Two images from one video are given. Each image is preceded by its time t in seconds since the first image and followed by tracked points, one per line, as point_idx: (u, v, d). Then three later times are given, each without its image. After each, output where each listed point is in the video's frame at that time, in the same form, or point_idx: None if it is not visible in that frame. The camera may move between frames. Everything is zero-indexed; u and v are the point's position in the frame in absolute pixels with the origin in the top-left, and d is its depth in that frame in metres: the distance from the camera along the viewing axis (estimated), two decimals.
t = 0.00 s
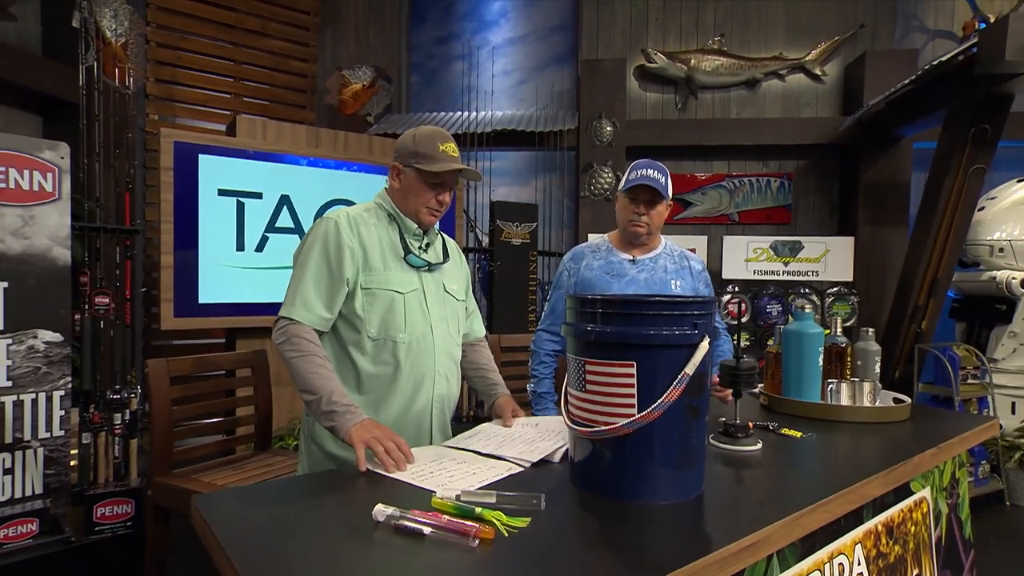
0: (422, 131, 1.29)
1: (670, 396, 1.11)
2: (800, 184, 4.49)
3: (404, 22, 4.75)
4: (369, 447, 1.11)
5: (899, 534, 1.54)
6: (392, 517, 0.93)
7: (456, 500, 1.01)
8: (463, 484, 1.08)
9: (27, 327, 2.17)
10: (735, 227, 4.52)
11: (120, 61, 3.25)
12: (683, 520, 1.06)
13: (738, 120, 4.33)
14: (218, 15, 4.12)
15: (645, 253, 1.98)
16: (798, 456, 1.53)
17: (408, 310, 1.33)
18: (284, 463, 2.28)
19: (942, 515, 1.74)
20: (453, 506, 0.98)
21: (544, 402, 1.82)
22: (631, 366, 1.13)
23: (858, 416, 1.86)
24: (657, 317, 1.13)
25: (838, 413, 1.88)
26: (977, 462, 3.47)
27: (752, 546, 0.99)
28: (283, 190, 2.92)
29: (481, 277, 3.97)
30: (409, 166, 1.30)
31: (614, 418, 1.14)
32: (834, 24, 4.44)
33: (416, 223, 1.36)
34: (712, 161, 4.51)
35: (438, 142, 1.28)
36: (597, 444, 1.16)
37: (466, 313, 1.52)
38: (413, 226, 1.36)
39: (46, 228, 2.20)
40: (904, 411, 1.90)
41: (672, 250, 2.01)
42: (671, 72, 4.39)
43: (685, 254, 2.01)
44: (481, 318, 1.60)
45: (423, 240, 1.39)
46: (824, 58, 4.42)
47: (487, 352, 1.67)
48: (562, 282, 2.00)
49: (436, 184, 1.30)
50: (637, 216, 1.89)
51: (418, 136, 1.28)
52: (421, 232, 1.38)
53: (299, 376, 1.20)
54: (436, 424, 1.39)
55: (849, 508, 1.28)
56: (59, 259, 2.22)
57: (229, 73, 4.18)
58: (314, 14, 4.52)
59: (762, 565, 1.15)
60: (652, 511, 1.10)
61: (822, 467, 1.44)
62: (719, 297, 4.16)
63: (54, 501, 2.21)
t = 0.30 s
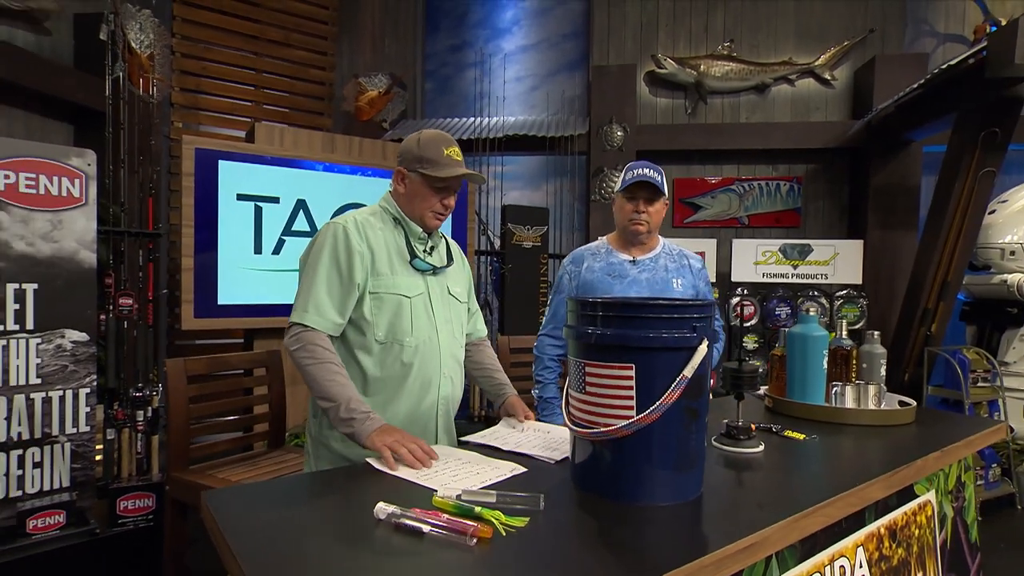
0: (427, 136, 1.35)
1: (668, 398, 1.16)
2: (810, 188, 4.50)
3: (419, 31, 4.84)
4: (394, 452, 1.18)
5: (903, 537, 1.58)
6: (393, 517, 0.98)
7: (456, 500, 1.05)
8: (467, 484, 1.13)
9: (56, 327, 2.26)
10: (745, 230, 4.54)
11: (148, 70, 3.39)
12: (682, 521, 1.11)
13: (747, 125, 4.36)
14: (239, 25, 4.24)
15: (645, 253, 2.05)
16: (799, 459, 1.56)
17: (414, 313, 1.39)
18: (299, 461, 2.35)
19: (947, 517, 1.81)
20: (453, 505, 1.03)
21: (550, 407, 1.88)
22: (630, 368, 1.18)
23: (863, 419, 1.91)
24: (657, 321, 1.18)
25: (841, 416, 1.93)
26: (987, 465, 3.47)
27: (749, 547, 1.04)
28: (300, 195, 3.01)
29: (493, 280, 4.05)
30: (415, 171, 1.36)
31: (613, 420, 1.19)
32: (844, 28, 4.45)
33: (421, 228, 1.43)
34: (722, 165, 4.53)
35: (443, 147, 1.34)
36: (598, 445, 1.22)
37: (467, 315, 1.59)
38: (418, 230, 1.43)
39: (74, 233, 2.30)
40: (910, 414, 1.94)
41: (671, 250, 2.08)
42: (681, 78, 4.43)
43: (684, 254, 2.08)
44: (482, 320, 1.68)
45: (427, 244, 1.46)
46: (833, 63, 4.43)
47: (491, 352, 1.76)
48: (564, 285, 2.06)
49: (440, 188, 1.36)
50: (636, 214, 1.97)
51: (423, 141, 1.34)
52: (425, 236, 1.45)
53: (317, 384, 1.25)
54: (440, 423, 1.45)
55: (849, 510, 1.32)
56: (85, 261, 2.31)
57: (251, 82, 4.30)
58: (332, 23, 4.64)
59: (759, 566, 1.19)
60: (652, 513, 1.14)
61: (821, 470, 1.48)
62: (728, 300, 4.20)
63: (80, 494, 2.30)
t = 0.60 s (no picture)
0: (421, 135, 1.43)
1: (661, 396, 1.21)
2: (820, 188, 4.49)
3: (434, 36, 4.93)
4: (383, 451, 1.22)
5: (904, 536, 1.63)
6: (389, 509, 1.03)
7: (452, 494, 1.10)
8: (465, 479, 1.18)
9: (83, 324, 2.36)
10: (755, 231, 4.54)
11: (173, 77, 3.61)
12: (675, 518, 1.15)
13: (757, 126, 4.37)
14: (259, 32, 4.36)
15: (639, 250, 2.17)
16: (796, 458, 1.59)
17: (409, 310, 1.46)
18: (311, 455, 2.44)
19: (950, 517, 1.88)
20: (448, 499, 1.07)
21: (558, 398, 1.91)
22: (624, 365, 1.23)
23: (867, 418, 1.96)
24: (651, 319, 1.23)
25: (847, 415, 1.98)
26: (998, 466, 3.46)
27: (737, 546, 1.07)
28: (315, 197, 3.10)
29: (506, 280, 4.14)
30: (408, 169, 1.44)
31: (608, 417, 1.25)
32: (856, 28, 4.43)
33: (416, 226, 1.50)
34: (732, 166, 4.54)
35: (437, 146, 1.42)
36: (593, 442, 1.27)
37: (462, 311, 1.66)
38: (413, 228, 1.50)
39: (100, 233, 2.40)
40: (913, 414, 1.99)
41: (665, 248, 2.20)
42: (692, 80, 4.43)
43: (678, 252, 2.20)
44: (476, 315, 1.74)
45: (423, 241, 1.53)
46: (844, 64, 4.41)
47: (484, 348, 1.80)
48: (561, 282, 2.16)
49: (435, 186, 1.44)
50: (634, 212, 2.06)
51: (417, 139, 1.42)
52: (420, 234, 1.52)
53: (307, 382, 1.32)
54: (434, 417, 1.52)
55: (845, 509, 1.35)
56: (111, 261, 2.41)
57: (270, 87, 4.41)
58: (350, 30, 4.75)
59: (753, 564, 1.24)
60: (644, 510, 1.19)
61: (816, 470, 1.51)
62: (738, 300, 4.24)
63: (105, 484, 2.40)
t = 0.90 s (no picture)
0: (389, 129, 1.49)
1: (655, 391, 1.23)
2: (835, 186, 4.46)
3: (450, 39, 4.98)
4: (360, 454, 1.22)
5: (907, 535, 1.66)
6: (383, 502, 1.05)
7: (447, 488, 1.12)
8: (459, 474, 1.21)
9: (111, 321, 2.48)
10: (769, 229, 4.51)
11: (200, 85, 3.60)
12: (669, 514, 1.16)
13: (770, 124, 4.34)
14: (281, 40, 4.51)
15: (643, 247, 2.26)
16: (790, 454, 1.62)
17: (389, 306, 1.51)
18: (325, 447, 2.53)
19: (957, 517, 1.91)
20: (443, 493, 1.09)
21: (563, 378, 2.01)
22: (617, 362, 1.25)
23: (874, 415, 2.01)
24: (645, 316, 1.24)
25: (853, 412, 2.03)
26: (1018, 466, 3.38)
27: (726, 542, 1.06)
28: (331, 199, 3.21)
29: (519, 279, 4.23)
30: (379, 163, 1.49)
31: (604, 413, 1.26)
32: (872, 23, 4.36)
33: (389, 221, 1.56)
34: (746, 164, 4.53)
35: (406, 138, 1.48)
36: (588, 438, 1.28)
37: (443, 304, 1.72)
38: (386, 224, 1.56)
39: (127, 234, 2.52)
40: (919, 411, 2.03)
41: (670, 248, 2.30)
42: (705, 79, 4.42)
43: (682, 252, 2.29)
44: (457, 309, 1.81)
45: (397, 236, 1.59)
46: (859, 61, 4.36)
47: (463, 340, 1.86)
48: (567, 273, 2.23)
49: (407, 179, 1.49)
50: (646, 211, 2.15)
51: (386, 132, 1.48)
52: (394, 229, 1.58)
53: (275, 389, 1.34)
54: (424, 410, 1.57)
55: (844, 506, 1.38)
56: (137, 261, 2.53)
57: (292, 92, 4.55)
58: (369, 36, 4.87)
59: (748, 560, 1.30)
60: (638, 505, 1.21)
61: (809, 465, 1.54)
62: (750, 298, 4.28)
63: (133, 474, 2.54)
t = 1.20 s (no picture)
0: (341, 125, 1.43)
1: (643, 390, 1.21)
2: (851, 184, 4.43)
3: (467, 46, 5.02)
4: (341, 459, 1.22)
5: (910, 535, 1.66)
6: (375, 497, 1.10)
7: (437, 485, 1.14)
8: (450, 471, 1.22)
9: (140, 322, 2.61)
10: (784, 228, 4.50)
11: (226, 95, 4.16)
12: (657, 513, 1.15)
13: (784, 124, 4.33)
14: (303, 52, 4.68)
15: (657, 248, 2.38)
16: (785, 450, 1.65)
17: (347, 314, 1.46)
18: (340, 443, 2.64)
19: (965, 518, 1.89)
20: (433, 490, 1.12)
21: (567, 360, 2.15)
22: (606, 361, 1.24)
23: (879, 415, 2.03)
24: (635, 314, 1.23)
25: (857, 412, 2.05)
26: None
27: (711, 542, 1.05)
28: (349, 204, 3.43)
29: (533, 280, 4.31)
30: (333, 162, 1.43)
31: (593, 411, 1.24)
32: (887, 21, 4.32)
33: (346, 223, 1.49)
34: (760, 164, 4.52)
35: (360, 134, 1.43)
36: (578, 436, 1.26)
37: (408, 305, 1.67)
38: (343, 226, 1.50)
39: (153, 240, 2.65)
40: (925, 410, 2.03)
41: (681, 250, 2.42)
42: (718, 80, 4.43)
43: (693, 258, 2.41)
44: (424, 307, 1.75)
45: (356, 238, 1.53)
46: (874, 59, 4.31)
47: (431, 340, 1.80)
48: (585, 262, 2.36)
49: (363, 177, 1.43)
50: (663, 215, 2.23)
51: (338, 130, 1.42)
52: (351, 231, 1.52)
53: (247, 405, 1.31)
54: (389, 420, 1.53)
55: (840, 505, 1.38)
56: (163, 265, 2.65)
57: (314, 101, 4.74)
58: (387, 44, 5.02)
59: (742, 557, 1.32)
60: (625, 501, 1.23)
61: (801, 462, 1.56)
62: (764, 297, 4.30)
63: (160, 467, 2.66)
